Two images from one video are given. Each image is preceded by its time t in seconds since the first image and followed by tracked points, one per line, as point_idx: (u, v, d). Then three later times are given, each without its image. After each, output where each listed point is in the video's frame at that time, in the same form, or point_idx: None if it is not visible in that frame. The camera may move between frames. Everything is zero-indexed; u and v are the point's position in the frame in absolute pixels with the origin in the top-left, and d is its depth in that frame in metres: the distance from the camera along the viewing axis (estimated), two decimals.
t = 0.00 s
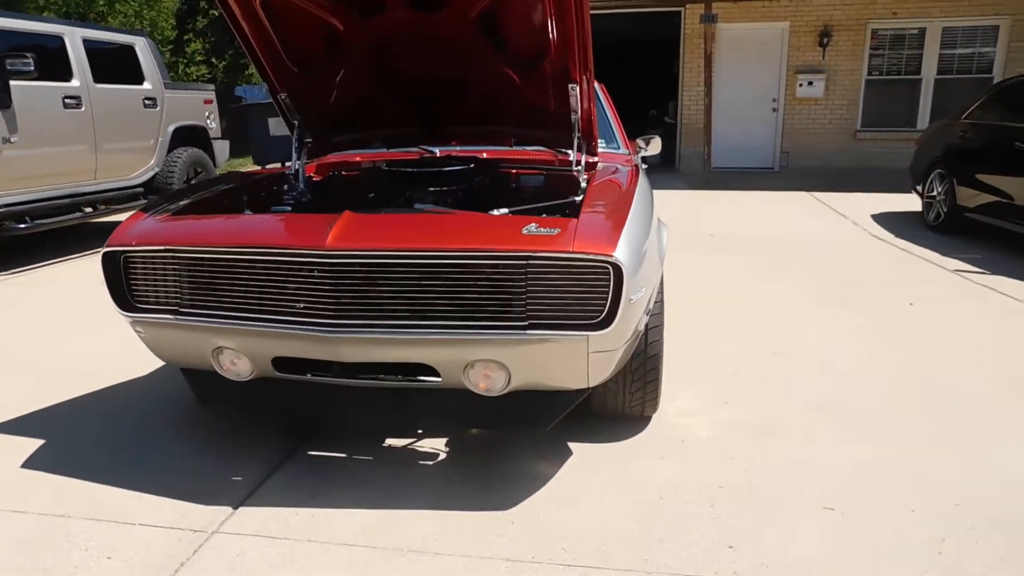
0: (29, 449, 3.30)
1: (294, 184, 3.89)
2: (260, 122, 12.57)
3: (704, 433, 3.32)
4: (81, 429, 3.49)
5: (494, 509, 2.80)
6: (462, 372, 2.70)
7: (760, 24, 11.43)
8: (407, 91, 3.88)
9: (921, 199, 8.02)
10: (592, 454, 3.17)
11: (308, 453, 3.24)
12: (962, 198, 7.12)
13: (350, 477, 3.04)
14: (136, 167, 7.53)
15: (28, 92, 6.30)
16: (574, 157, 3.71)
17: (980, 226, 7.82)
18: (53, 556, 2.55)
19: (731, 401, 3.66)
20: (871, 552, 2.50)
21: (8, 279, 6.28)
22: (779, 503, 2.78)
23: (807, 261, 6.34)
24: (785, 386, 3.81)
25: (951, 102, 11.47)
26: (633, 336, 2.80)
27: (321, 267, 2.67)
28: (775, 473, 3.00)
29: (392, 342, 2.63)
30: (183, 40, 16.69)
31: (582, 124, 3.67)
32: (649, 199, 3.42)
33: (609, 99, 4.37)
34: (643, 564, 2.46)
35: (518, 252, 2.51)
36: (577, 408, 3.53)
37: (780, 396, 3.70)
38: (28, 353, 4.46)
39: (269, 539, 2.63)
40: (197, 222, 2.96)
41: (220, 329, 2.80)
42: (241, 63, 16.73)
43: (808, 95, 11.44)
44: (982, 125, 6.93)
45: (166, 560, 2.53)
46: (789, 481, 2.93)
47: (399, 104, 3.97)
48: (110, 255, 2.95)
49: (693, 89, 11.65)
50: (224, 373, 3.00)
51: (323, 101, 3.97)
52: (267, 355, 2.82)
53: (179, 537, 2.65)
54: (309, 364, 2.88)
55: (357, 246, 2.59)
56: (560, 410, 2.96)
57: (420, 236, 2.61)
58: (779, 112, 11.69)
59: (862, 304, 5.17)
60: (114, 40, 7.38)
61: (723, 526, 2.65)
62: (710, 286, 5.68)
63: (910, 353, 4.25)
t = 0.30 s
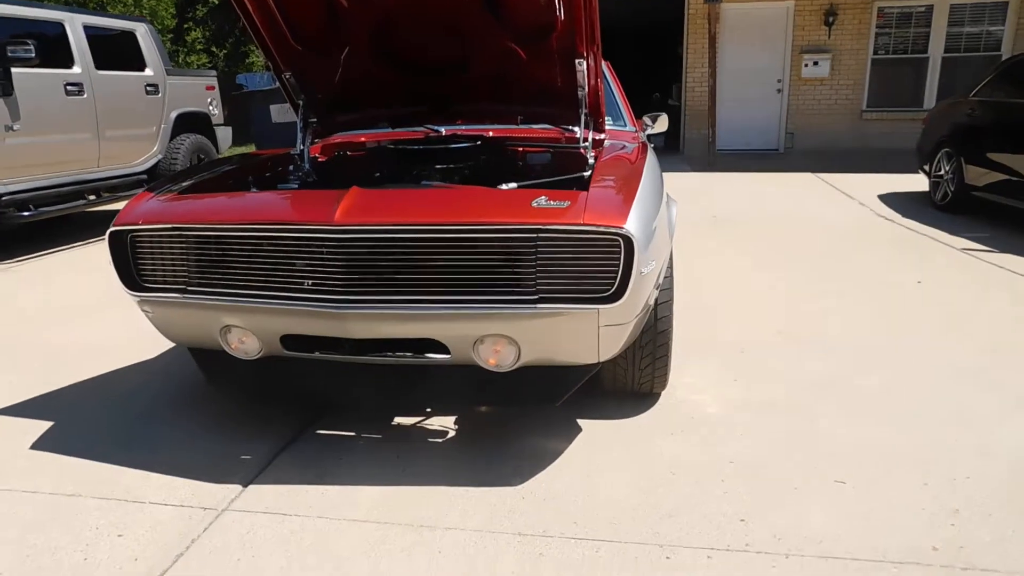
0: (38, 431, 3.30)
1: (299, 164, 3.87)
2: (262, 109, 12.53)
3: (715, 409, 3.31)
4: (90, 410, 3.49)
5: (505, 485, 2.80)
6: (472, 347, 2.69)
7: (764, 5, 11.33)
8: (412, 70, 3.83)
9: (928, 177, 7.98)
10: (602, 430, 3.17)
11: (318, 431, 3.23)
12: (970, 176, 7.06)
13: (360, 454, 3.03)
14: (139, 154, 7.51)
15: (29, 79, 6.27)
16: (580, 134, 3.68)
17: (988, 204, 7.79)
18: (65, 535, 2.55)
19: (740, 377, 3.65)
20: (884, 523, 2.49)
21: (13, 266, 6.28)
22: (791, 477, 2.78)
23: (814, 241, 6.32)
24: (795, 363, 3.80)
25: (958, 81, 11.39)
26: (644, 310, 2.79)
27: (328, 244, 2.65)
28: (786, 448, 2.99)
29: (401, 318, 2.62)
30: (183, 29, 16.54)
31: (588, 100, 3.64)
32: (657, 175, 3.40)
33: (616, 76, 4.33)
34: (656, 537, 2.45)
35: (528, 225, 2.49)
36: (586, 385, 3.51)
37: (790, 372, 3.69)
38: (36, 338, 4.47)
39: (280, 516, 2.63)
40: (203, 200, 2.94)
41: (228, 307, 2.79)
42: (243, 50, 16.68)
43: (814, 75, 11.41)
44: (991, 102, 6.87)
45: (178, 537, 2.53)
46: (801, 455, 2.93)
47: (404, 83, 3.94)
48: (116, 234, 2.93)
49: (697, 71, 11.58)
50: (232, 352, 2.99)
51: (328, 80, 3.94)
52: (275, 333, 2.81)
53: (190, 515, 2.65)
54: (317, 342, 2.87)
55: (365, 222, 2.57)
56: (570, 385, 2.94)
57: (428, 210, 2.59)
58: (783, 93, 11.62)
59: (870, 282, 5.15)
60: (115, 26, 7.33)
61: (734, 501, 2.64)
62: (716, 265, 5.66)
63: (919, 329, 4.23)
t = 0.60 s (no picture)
0: (44, 411, 3.31)
1: (299, 143, 3.86)
2: (261, 88, 12.44)
3: (718, 383, 3.32)
4: (94, 390, 3.50)
5: (510, 460, 2.81)
6: (475, 323, 2.69)
7: None
8: (412, 46, 3.80)
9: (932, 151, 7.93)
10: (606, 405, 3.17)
11: (322, 409, 3.24)
12: (975, 149, 7.01)
13: (365, 431, 3.04)
14: (139, 134, 7.48)
15: (27, 59, 6.23)
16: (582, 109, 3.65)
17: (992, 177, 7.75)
18: (73, 513, 2.57)
19: (743, 351, 3.65)
20: (887, 494, 2.51)
21: (15, 248, 6.27)
22: (796, 449, 2.79)
23: (817, 216, 6.29)
24: (798, 337, 3.80)
25: (963, 54, 11.30)
26: (647, 284, 2.78)
27: (330, 221, 2.64)
28: (789, 421, 2.99)
29: (404, 295, 2.61)
30: (180, 8, 16.36)
31: (590, 75, 3.60)
32: (661, 149, 3.37)
33: (617, 51, 4.29)
34: (660, 510, 2.47)
35: (531, 200, 2.48)
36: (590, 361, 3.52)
37: (793, 346, 3.69)
38: (39, 319, 4.47)
39: (286, 492, 2.65)
40: (203, 178, 2.93)
41: (231, 285, 2.78)
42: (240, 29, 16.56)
43: (817, 49, 11.30)
44: (997, 74, 6.82)
45: (185, 513, 2.55)
46: (804, 428, 2.93)
47: (404, 59, 3.91)
48: (118, 213, 2.93)
49: (700, 46, 11.49)
50: (235, 331, 2.99)
51: (327, 57, 3.91)
52: (278, 311, 2.81)
53: (196, 492, 2.67)
54: (320, 319, 2.87)
55: (367, 198, 2.56)
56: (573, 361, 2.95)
57: (430, 186, 2.58)
58: (786, 68, 11.51)
59: (874, 255, 5.14)
60: (112, 5, 7.26)
61: (738, 473, 2.65)
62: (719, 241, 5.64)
63: (922, 302, 4.22)
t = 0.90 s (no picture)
0: (51, 404, 3.33)
1: (309, 142, 3.86)
2: (272, 86, 12.49)
3: (725, 389, 3.31)
4: (102, 384, 3.52)
5: (516, 462, 2.81)
6: (482, 325, 2.69)
7: None
8: (423, 47, 3.81)
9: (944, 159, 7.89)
10: (611, 409, 3.17)
11: (329, 408, 3.25)
12: (987, 158, 6.96)
13: (370, 431, 3.05)
14: (150, 130, 7.51)
15: (41, 54, 6.26)
16: (593, 113, 3.65)
17: (1005, 186, 7.70)
18: (79, 507, 2.58)
19: (750, 357, 3.64)
20: (893, 503, 2.50)
21: (26, 241, 6.31)
22: (802, 456, 2.78)
23: (827, 222, 6.27)
24: (806, 343, 3.78)
25: (977, 62, 11.24)
26: (655, 289, 2.78)
27: (339, 221, 2.65)
28: (795, 428, 2.98)
29: (411, 296, 2.61)
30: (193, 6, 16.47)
31: (601, 79, 3.60)
32: (671, 154, 3.37)
33: (629, 54, 4.28)
34: (664, 515, 2.46)
35: (539, 203, 2.48)
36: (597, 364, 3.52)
37: (801, 353, 3.68)
38: (49, 313, 4.50)
39: (290, 490, 2.65)
40: (213, 176, 2.94)
41: (239, 283, 2.79)
42: (252, 28, 16.64)
43: (830, 55, 11.26)
44: (1011, 83, 6.78)
45: (190, 509, 2.55)
46: (811, 436, 2.92)
47: (415, 60, 3.91)
48: (128, 209, 2.94)
49: (712, 50, 11.46)
50: (243, 328, 3.00)
51: (339, 57, 3.92)
52: (286, 309, 2.82)
53: (201, 488, 2.68)
54: (327, 318, 2.87)
55: (376, 199, 2.56)
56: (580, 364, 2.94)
57: (439, 187, 2.58)
58: (798, 73, 11.47)
59: (883, 262, 5.12)
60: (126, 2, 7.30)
61: (744, 480, 2.64)
62: (727, 245, 5.63)
63: (932, 310, 4.20)
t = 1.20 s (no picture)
0: (56, 422, 3.33)
1: (309, 155, 3.87)
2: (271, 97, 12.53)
3: (728, 396, 3.31)
4: (107, 401, 3.52)
5: (521, 473, 2.82)
6: (485, 337, 2.69)
7: None
8: (422, 59, 3.82)
9: (943, 160, 7.91)
10: (615, 418, 3.18)
11: (333, 421, 3.25)
12: (986, 158, 6.97)
13: (375, 444, 3.05)
14: (150, 145, 7.53)
15: (41, 71, 6.29)
16: (592, 122, 3.66)
17: (1004, 186, 7.72)
18: (85, 525, 2.58)
19: (753, 363, 3.65)
20: (899, 509, 2.50)
21: (27, 257, 6.32)
22: (806, 463, 2.78)
23: (827, 225, 6.28)
24: (809, 348, 3.79)
25: (973, 61, 11.27)
26: (657, 298, 2.78)
27: (341, 236, 2.66)
28: (800, 434, 2.98)
29: (414, 309, 2.62)
30: (190, 18, 16.57)
31: (600, 88, 3.61)
32: (671, 162, 3.37)
33: (627, 62, 4.29)
34: (670, 525, 2.46)
35: (540, 216, 2.49)
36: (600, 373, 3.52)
37: (804, 358, 3.68)
38: (52, 329, 4.51)
39: (297, 506, 2.65)
40: (215, 192, 2.95)
41: (243, 299, 2.80)
42: (250, 39, 16.71)
43: (826, 57, 11.29)
44: (1008, 83, 6.79)
45: (197, 526, 2.56)
46: (815, 442, 2.92)
47: (414, 72, 3.92)
48: (131, 227, 2.95)
49: (708, 55, 11.48)
50: (246, 343, 3.00)
51: (338, 70, 3.93)
52: (290, 324, 2.82)
53: (207, 505, 2.68)
54: (331, 333, 2.88)
55: (378, 213, 2.57)
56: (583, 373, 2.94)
57: (441, 201, 2.59)
58: (794, 76, 11.49)
59: (884, 265, 5.12)
60: (124, 17, 7.33)
61: (749, 488, 2.64)
62: (728, 250, 5.64)
63: (934, 313, 4.20)
